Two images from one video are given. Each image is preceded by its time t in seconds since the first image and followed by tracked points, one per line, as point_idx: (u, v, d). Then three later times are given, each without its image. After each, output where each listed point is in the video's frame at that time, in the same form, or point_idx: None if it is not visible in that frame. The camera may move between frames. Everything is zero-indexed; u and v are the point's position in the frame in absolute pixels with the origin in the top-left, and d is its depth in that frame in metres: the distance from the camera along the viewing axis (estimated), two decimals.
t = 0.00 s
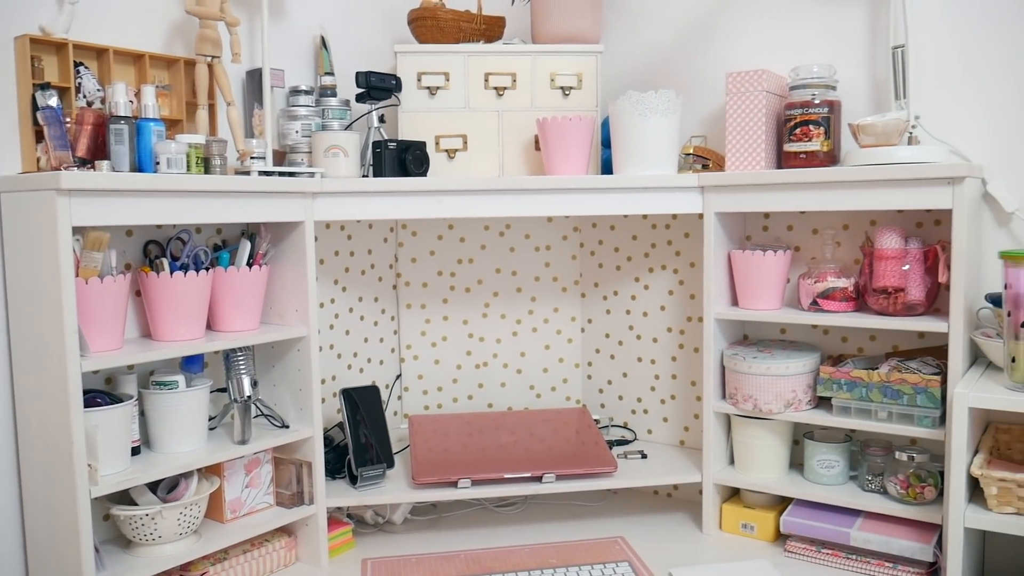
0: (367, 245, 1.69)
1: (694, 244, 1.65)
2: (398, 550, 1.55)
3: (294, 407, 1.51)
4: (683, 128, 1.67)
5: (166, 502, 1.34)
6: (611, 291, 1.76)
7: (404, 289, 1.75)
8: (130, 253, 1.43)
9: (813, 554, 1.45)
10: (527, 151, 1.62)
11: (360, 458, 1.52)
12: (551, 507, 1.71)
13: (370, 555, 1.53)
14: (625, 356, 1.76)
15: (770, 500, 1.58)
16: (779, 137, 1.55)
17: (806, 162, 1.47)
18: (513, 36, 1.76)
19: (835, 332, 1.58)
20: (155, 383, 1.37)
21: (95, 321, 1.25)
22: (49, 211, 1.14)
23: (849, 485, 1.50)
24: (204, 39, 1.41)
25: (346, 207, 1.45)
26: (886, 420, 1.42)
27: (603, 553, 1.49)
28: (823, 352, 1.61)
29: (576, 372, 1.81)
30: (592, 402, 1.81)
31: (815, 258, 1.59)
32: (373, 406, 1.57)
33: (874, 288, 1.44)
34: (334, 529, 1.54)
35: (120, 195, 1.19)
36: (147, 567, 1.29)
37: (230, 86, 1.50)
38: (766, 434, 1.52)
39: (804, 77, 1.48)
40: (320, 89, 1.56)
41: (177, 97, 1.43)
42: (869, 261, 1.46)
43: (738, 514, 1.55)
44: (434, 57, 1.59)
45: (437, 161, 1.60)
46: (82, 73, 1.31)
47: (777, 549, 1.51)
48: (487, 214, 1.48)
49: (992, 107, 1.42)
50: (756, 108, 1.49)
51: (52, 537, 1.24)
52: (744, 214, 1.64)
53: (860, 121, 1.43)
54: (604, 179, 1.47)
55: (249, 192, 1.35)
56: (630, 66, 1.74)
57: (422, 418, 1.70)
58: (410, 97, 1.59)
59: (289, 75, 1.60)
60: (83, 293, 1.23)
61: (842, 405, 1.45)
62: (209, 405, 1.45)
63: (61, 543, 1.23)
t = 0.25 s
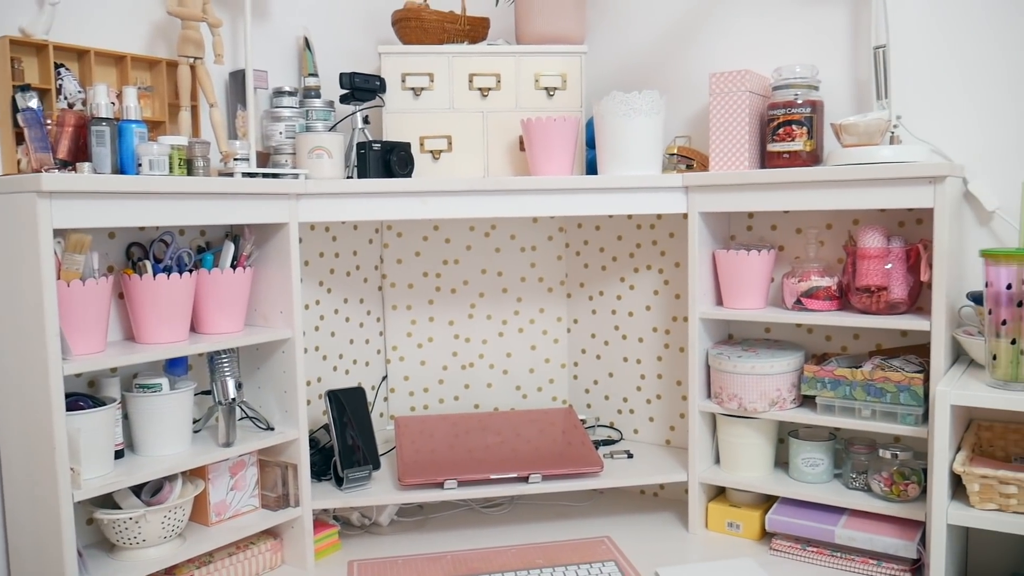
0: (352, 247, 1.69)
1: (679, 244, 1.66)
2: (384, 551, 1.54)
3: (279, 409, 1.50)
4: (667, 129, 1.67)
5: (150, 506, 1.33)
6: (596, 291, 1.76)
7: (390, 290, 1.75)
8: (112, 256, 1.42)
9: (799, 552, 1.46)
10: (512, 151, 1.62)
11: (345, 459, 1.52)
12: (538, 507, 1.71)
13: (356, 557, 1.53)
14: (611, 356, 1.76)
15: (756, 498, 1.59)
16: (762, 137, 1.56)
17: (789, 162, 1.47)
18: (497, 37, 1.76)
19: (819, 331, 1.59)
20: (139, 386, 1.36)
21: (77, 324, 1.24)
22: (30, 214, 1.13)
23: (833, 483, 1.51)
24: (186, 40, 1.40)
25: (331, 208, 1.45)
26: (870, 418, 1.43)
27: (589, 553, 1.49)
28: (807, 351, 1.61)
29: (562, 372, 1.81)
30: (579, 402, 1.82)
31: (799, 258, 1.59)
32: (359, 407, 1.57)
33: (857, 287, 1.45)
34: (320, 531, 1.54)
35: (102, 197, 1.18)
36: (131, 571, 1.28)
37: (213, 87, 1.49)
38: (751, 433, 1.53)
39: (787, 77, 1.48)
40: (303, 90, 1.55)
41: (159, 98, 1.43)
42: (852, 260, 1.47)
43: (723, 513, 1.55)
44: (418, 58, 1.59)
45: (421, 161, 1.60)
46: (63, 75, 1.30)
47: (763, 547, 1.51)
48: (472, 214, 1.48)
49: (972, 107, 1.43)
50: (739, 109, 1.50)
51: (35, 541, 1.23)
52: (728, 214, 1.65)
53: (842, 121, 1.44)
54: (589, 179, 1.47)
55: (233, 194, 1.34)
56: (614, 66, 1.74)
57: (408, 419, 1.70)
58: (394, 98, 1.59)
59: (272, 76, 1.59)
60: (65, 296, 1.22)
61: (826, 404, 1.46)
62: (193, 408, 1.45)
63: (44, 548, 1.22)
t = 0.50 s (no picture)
0: (339, 246, 1.69)
1: (666, 243, 1.66)
2: (372, 551, 1.54)
3: (266, 408, 1.50)
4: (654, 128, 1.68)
5: (136, 505, 1.32)
6: (584, 290, 1.76)
7: (377, 289, 1.74)
8: (98, 255, 1.41)
9: (786, 549, 1.47)
10: (500, 150, 1.62)
11: (333, 458, 1.52)
12: (526, 506, 1.71)
13: (344, 557, 1.53)
14: (599, 354, 1.76)
15: (743, 496, 1.60)
16: (749, 136, 1.56)
17: (775, 160, 1.48)
18: (485, 36, 1.76)
19: (806, 330, 1.60)
20: (124, 386, 1.36)
21: (62, 323, 1.23)
22: (14, 212, 1.12)
23: (820, 481, 1.52)
24: (171, 39, 1.40)
25: (318, 208, 1.45)
26: (856, 416, 1.43)
27: (577, 551, 1.49)
28: (794, 349, 1.62)
29: (550, 371, 1.81)
30: (567, 401, 1.82)
31: (785, 256, 1.60)
32: (346, 407, 1.57)
33: (843, 285, 1.45)
34: (308, 530, 1.54)
35: (87, 196, 1.17)
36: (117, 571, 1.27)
37: (199, 86, 1.49)
38: (738, 431, 1.53)
39: (773, 76, 1.49)
40: (290, 89, 1.55)
41: (145, 97, 1.42)
42: (838, 259, 1.47)
43: (711, 511, 1.56)
44: (405, 57, 1.59)
45: (408, 161, 1.59)
46: (47, 73, 1.30)
47: (750, 545, 1.52)
48: (460, 213, 1.48)
49: (956, 106, 1.44)
50: (726, 108, 1.50)
51: (20, 542, 1.23)
52: (715, 213, 1.65)
53: (828, 120, 1.44)
54: (576, 178, 1.47)
55: (219, 193, 1.34)
56: (601, 66, 1.74)
57: (396, 419, 1.70)
58: (381, 97, 1.59)
59: (259, 75, 1.59)
60: (49, 295, 1.21)
61: (812, 402, 1.47)
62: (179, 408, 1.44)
63: (29, 549, 1.21)
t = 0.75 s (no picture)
0: (327, 244, 1.68)
1: (654, 240, 1.67)
2: (361, 549, 1.54)
3: (254, 407, 1.50)
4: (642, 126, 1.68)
5: (123, 506, 1.32)
6: (572, 288, 1.76)
7: (366, 288, 1.74)
8: (84, 254, 1.41)
9: (774, 544, 1.48)
10: (488, 148, 1.62)
11: (321, 457, 1.51)
12: (515, 504, 1.71)
13: (333, 556, 1.52)
14: (588, 352, 1.76)
15: (731, 492, 1.60)
16: (736, 134, 1.57)
17: (762, 158, 1.48)
18: (472, 34, 1.76)
19: (793, 326, 1.61)
20: (112, 385, 1.35)
21: (48, 322, 1.23)
22: None
23: (807, 476, 1.53)
24: (157, 36, 1.39)
25: (305, 206, 1.45)
26: (843, 411, 1.44)
27: (566, 548, 1.49)
28: (781, 346, 1.63)
29: (538, 369, 1.81)
30: (556, 399, 1.82)
31: (772, 253, 1.61)
32: (335, 405, 1.57)
33: (830, 281, 1.46)
34: (297, 529, 1.53)
35: (73, 194, 1.16)
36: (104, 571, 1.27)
37: (186, 84, 1.48)
38: (727, 427, 1.54)
39: (760, 73, 1.49)
40: (277, 87, 1.55)
41: (130, 95, 1.42)
42: (824, 255, 1.48)
43: (699, 507, 1.57)
44: (393, 55, 1.58)
45: (396, 159, 1.59)
46: (31, 71, 1.29)
47: (738, 540, 1.53)
48: (448, 211, 1.48)
49: (941, 104, 1.45)
50: (713, 105, 1.51)
51: (6, 543, 1.22)
52: (702, 210, 1.66)
53: (814, 117, 1.45)
54: (564, 175, 1.47)
55: (206, 191, 1.33)
56: (589, 64, 1.75)
57: (385, 417, 1.70)
58: (369, 96, 1.59)
59: (245, 73, 1.58)
60: (35, 294, 1.21)
61: (800, 397, 1.48)
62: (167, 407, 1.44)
63: (15, 549, 1.20)
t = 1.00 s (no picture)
0: (315, 239, 1.68)
1: (642, 235, 1.67)
2: (348, 543, 1.54)
3: (241, 401, 1.49)
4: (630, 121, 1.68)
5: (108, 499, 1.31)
6: (560, 283, 1.77)
7: (353, 282, 1.74)
8: (69, 247, 1.40)
9: (759, 538, 1.48)
10: (476, 142, 1.62)
11: (308, 451, 1.51)
12: (502, 498, 1.71)
13: (319, 550, 1.52)
14: (575, 347, 1.77)
15: (717, 486, 1.61)
16: (723, 129, 1.57)
17: (749, 153, 1.48)
18: (461, 28, 1.76)
19: (779, 321, 1.61)
20: (97, 379, 1.35)
21: (32, 315, 1.22)
22: None
23: (793, 471, 1.53)
24: (143, 28, 1.39)
25: (293, 200, 1.44)
26: (828, 406, 1.45)
27: (553, 542, 1.50)
28: (767, 341, 1.64)
29: (526, 364, 1.81)
30: (543, 393, 1.82)
31: (759, 249, 1.62)
32: (322, 400, 1.57)
33: (816, 277, 1.47)
34: (283, 524, 1.53)
35: (58, 186, 1.16)
36: (89, 565, 1.26)
37: (172, 76, 1.47)
38: (713, 422, 1.54)
39: (748, 69, 1.50)
40: (264, 80, 1.54)
41: (116, 87, 1.41)
42: (810, 251, 1.49)
43: (686, 501, 1.57)
44: (381, 49, 1.58)
45: (384, 153, 1.59)
46: (16, 62, 1.28)
47: (724, 534, 1.53)
48: (436, 206, 1.48)
49: (927, 100, 1.46)
50: (700, 101, 1.51)
51: None
52: (690, 206, 1.66)
53: (801, 113, 1.46)
54: (552, 170, 1.48)
55: (193, 184, 1.33)
56: (577, 59, 1.75)
57: (373, 412, 1.70)
58: (357, 89, 1.59)
59: (232, 66, 1.58)
60: (19, 287, 1.20)
61: (785, 392, 1.48)
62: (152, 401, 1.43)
63: None
